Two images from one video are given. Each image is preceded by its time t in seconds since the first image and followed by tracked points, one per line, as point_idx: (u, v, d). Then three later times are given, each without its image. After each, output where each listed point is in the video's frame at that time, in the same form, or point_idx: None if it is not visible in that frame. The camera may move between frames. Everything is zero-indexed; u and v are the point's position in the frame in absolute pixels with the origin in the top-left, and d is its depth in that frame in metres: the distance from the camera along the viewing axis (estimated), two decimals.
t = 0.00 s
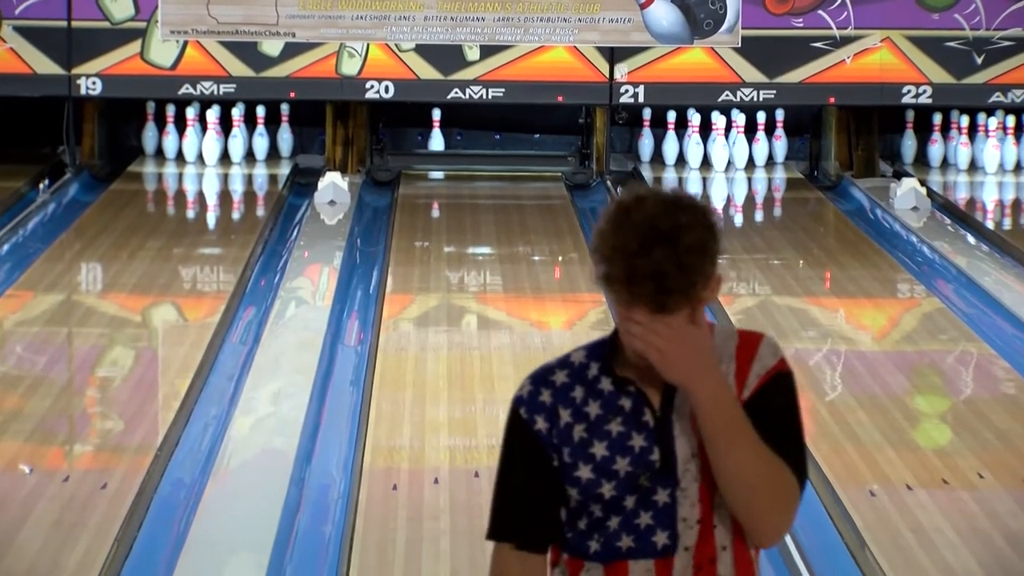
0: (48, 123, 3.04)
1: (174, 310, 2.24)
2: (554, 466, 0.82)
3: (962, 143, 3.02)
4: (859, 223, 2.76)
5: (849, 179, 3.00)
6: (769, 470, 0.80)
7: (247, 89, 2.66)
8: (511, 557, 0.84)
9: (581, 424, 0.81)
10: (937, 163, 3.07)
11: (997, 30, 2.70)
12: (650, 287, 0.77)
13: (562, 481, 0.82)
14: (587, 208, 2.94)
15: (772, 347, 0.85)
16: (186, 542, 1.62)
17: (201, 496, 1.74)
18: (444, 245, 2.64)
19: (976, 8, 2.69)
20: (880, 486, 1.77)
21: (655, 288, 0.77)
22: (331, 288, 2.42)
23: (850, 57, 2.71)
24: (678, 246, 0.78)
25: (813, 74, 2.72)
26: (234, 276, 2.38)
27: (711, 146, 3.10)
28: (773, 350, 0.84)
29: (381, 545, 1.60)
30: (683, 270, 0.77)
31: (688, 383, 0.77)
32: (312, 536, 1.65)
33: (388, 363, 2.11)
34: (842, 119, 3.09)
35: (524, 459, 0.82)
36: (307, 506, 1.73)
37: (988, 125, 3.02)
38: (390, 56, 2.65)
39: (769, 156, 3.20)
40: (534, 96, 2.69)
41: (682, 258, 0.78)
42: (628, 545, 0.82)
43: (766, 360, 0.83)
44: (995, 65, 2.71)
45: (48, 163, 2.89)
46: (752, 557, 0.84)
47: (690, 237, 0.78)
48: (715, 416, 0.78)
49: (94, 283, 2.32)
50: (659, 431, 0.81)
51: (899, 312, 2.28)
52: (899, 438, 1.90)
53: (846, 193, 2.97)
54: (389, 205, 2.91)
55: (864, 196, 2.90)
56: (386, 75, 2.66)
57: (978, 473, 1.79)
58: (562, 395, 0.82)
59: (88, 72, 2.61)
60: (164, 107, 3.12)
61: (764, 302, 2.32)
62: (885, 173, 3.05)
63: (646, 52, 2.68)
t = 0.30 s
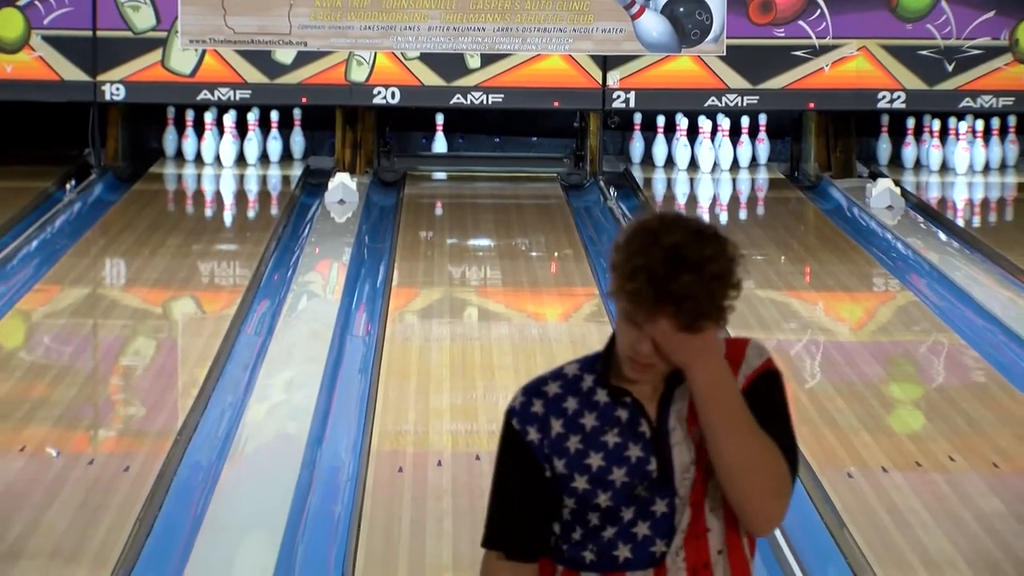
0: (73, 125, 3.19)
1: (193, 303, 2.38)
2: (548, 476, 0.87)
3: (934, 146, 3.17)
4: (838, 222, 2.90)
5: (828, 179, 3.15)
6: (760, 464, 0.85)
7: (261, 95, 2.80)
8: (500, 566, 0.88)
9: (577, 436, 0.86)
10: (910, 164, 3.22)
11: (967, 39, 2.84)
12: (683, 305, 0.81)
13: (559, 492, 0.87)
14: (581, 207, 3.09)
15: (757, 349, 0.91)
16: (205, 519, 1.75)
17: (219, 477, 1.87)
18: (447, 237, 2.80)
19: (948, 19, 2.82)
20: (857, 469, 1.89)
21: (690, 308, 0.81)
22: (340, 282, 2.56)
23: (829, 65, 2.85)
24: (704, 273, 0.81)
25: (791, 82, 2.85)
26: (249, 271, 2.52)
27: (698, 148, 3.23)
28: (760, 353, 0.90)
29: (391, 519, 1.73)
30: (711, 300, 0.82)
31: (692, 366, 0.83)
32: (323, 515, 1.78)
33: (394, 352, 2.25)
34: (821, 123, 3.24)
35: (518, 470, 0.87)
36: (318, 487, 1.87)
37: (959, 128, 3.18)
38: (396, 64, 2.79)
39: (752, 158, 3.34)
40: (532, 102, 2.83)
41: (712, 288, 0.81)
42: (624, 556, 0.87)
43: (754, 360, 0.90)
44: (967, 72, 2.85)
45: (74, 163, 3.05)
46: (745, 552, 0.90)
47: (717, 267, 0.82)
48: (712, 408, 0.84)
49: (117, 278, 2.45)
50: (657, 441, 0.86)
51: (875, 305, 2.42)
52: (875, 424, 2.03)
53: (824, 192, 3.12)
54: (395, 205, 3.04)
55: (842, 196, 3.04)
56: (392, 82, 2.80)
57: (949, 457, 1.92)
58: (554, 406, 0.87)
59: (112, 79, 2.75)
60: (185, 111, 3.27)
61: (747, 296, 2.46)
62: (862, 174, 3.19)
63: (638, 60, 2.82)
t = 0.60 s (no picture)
0: (95, 126, 3.33)
1: (209, 295, 2.51)
2: (506, 490, 0.91)
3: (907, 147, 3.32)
4: (817, 219, 3.04)
5: (808, 179, 3.29)
6: (686, 500, 0.82)
7: (272, 99, 2.91)
8: None
9: (531, 452, 0.90)
10: (884, 164, 3.37)
11: (939, 46, 2.97)
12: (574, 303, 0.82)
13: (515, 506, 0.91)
14: (575, 205, 3.22)
15: (716, 375, 0.89)
16: (222, 497, 1.89)
17: (234, 458, 2.01)
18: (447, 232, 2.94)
19: (921, 27, 2.95)
20: (835, 452, 2.02)
21: (580, 303, 0.82)
22: (347, 275, 2.70)
23: (809, 70, 2.97)
24: (607, 267, 0.83)
25: (773, 86, 2.98)
26: (262, 264, 2.65)
27: (685, 149, 3.40)
28: (717, 379, 0.88)
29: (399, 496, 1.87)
30: (611, 289, 0.82)
31: (601, 400, 0.81)
32: (331, 495, 1.92)
33: (398, 341, 2.39)
34: (801, 124, 3.40)
35: (482, 482, 0.92)
36: (327, 468, 2.00)
37: (930, 130, 3.32)
38: (400, 70, 2.91)
39: (737, 158, 3.49)
40: (529, 106, 2.95)
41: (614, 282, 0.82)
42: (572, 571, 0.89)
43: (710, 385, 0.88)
44: (938, 77, 2.98)
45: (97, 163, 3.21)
46: None
47: (620, 259, 0.83)
48: (621, 435, 0.81)
49: (137, 271, 2.59)
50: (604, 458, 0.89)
51: (852, 297, 2.56)
52: (851, 409, 2.16)
53: (804, 191, 3.26)
54: (399, 202, 3.18)
55: (820, 193, 3.19)
56: (397, 87, 2.91)
57: (920, 440, 2.05)
58: (512, 420, 0.92)
59: (132, 84, 2.87)
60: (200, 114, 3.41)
61: (732, 288, 2.60)
62: (839, 172, 3.34)
63: (629, 64, 2.93)
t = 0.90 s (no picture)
0: (118, 131, 3.50)
1: (227, 288, 2.67)
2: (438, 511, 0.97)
3: (881, 149, 3.50)
4: (796, 216, 3.20)
5: (788, 178, 3.47)
6: (634, 538, 0.91)
7: (286, 103, 3.07)
8: None
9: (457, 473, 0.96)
10: (860, 164, 3.55)
11: (912, 54, 3.12)
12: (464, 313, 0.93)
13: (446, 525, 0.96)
14: (570, 203, 3.40)
15: (642, 392, 0.97)
16: (239, 479, 2.02)
17: (249, 440, 2.15)
18: (447, 225, 3.11)
19: (894, 35, 3.11)
20: (814, 435, 2.16)
21: (466, 310, 0.93)
22: (356, 268, 2.86)
23: (789, 76, 3.13)
24: (494, 271, 0.94)
25: (755, 91, 3.13)
26: (276, 259, 2.81)
27: (672, 150, 3.57)
28: (643, 396, 0.96)
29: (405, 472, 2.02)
30: (497, 289, 0.93)
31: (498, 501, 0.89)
32: (340, 476, 2.06)
33: (404, 332, 2.55)
34: (782, 128, 3.56)
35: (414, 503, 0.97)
36: (337, 450, 2.16)
37: (903, 132, 3.51)
38: (406, 76, 3.07)
39: (721, 159, 3.67)
40: (527, 110, 3.11)
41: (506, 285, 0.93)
42: None
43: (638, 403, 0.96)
44: (912, 82, 3.14)
45: (120, 165, 3.37)
46: None
47: (506, 262, 0.95)
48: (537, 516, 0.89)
49: (159, 266, 2.76)
50: (531, 476, 0.95)
51: (830, 289, 2.72)
52: (828, 395, 2.31)
53: (785, 190, 3.44)
54: (405, 200, 3.34)
55: (800, 192, 3.36)
56: (403, 92, 3.08)
57: (893, 424, 2.20)
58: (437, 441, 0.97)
59: (154, 89, 3.03)
60: (218, 117, 3.58)
61: (717, 281, 2.77)
62: (818, 172, 3.51)
63: (620, 72, 3.09)
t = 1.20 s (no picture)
0: (143, 137, 3.70)
1: (243, 283, 2.84)
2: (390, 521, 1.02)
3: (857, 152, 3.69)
4: (778, 216, 3.38)
5: (770, 180, 3.65)
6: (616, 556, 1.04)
7: (298, 110, 3.22)
8: None
9: (412, 487, 1.02)
10: (838, 167, 3.73)
11: (887, 63, 3.29)
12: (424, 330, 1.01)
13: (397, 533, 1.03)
14: (565, 203, 3.58)
15: (608, 420, 1.08)
16: (255, 463, 2.18)
17: (265, 426, 2.32)
18: (450, 219, 3.31)
19: (870, 46, 3.28)
20: (795, 420, 2.32)
21: (417, 319, 1.01)
22: (365, 264, 3.03)
23: (771, 85, 3.29)
24: (449, 283, 1.03)
25: (740, 98, 3.29)
26: (289, 256, 2.98)
27: (662, 154, 3.75)
28: (608, 425, 1.07)
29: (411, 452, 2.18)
30: (451, 300, 1.02)
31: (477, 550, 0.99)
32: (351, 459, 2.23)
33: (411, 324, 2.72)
34: (764, 133, 3.74)
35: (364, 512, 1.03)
36: (347, 435, 2.32)
37: (878, 137, 3.70)
38: (412, 85, 3.22)
39: (707, 163, 3.86)
40: (525, 116, 3.26)
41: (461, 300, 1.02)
42: None
43: (605, 436, 1.06)
44: (887, 90, 3.30)
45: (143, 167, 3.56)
46: None
47: (461, 274, 1.03)
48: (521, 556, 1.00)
49: (180, 262, 2.93)
50: (486, 494, 1.02)
51: (809, 284, 2.90)
52: (808, 382, 2.48)
53: (767, 191, 3.62)
54: (411, 201, 3.51)
55: (781, 193, 3.54)
56: (408, 99, 3.23)
57: (868, 410, 2.36)
58: (391, 453, 1.04)
59: (175, 96, 3.19)
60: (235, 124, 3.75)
61: (704, 276, 2.94)
62: (798, 175, 3.68)
63: (613, 80, 3.25)
